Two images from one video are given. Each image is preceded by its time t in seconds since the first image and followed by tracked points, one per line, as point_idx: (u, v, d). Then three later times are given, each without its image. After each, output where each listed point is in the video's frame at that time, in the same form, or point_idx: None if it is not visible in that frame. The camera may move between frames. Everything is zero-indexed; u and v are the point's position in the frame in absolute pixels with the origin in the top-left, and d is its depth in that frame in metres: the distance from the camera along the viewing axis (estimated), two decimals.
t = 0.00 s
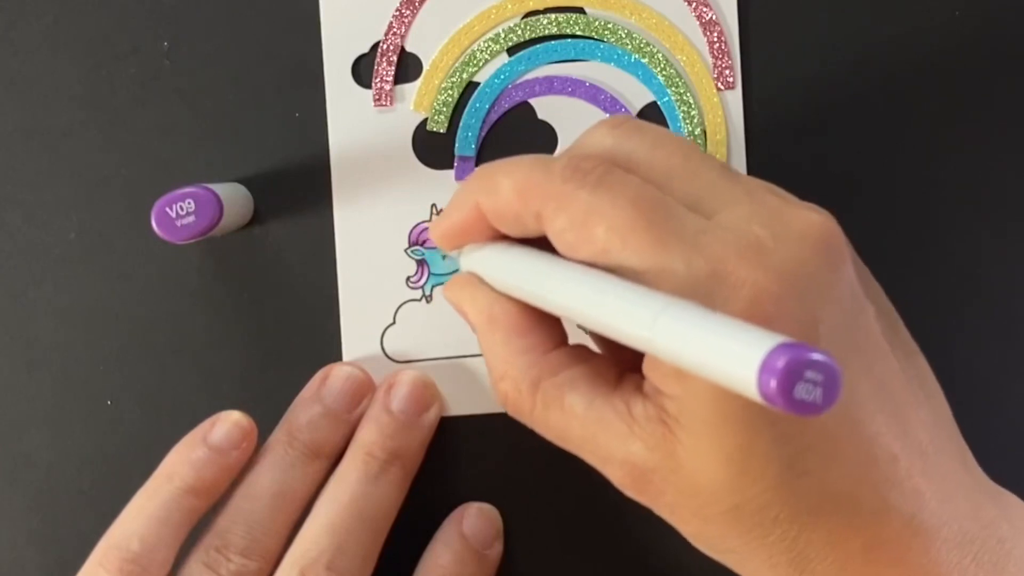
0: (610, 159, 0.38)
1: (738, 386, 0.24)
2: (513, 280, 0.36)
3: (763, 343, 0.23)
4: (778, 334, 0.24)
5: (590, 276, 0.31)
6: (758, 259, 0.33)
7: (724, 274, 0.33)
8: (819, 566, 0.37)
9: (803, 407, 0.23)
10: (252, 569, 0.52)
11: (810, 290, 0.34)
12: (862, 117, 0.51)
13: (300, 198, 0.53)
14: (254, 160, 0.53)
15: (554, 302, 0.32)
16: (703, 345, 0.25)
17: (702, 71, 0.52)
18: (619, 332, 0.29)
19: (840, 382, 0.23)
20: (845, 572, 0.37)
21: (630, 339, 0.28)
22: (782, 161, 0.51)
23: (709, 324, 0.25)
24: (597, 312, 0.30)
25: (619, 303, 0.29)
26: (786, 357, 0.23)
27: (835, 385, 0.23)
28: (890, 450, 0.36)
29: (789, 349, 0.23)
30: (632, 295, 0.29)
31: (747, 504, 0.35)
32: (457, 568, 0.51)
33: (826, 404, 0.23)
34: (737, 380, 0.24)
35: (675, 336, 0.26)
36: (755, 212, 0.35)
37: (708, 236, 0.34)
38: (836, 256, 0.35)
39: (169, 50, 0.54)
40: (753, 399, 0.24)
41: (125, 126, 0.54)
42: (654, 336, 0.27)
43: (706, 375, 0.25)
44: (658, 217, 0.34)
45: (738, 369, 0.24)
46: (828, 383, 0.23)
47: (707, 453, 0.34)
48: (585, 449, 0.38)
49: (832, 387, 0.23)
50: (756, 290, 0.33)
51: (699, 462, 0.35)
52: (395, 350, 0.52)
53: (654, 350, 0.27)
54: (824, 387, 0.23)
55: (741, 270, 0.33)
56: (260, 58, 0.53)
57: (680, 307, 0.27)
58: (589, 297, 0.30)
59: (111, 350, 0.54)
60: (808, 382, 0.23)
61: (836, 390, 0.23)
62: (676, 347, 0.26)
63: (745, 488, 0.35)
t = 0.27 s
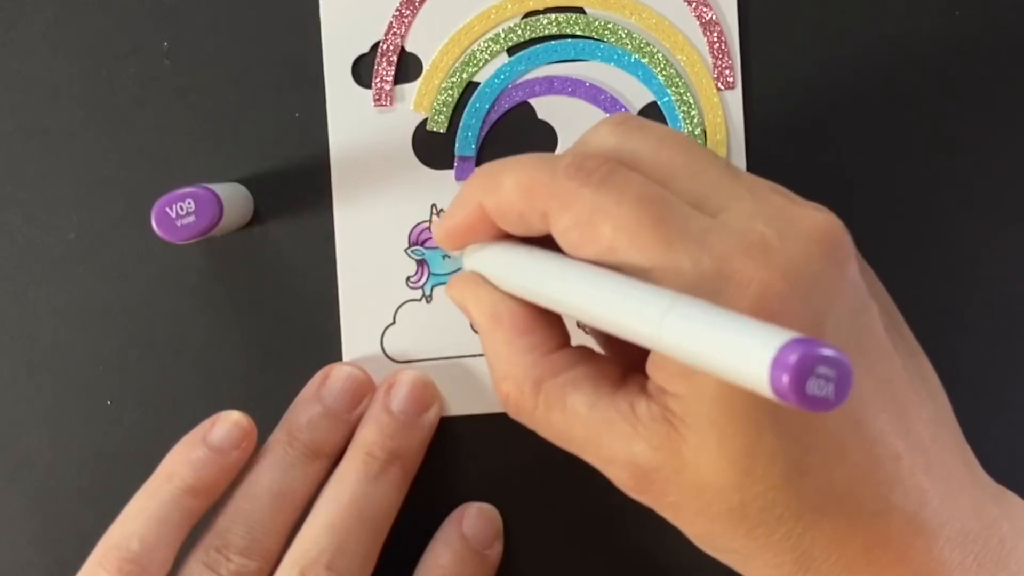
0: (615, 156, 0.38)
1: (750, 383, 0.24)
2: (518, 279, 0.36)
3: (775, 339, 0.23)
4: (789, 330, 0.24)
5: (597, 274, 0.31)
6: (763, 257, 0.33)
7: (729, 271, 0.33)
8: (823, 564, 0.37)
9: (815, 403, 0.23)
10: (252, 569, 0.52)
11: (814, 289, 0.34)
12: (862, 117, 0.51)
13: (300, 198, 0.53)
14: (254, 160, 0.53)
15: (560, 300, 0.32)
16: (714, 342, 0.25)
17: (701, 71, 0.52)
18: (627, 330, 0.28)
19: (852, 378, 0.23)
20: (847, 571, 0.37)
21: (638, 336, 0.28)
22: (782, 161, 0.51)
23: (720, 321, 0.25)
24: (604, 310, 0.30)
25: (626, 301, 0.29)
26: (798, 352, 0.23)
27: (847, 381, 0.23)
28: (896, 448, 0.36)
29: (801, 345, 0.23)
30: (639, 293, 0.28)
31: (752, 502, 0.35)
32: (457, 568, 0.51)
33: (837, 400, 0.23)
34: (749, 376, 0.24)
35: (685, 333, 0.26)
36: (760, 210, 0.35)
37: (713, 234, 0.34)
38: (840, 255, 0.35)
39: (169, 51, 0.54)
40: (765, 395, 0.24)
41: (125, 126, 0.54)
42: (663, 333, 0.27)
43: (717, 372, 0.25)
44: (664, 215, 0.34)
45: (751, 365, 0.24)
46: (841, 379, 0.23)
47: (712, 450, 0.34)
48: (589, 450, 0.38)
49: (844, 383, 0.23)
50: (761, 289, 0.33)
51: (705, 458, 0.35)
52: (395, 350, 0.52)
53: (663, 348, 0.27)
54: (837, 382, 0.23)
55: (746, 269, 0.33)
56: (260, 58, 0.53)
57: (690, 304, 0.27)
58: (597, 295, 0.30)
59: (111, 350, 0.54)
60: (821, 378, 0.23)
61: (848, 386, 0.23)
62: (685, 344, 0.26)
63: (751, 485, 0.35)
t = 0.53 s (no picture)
0: (607, 153, 0.38)
1: (735, 382, 0.24)
2: (510, 275, 0.36)
3: (759, 339, 0.23)
4: (775, 329, 0.24)
5: (587, 271, 0.31)
6: (752, 255, 0.33)
7: (716, 269, 0.33)
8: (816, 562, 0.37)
9: (799, 403, 0.23)
10: (253, 569, 0.52)
11: (810, 287, 0.34)
12: (862, 117, 0.51)
13: (300, 198, 0.53)
14: (254, 160, 0.53)
15: (551, 298, 0.32)
16: (699, 341, 0.25)
17: (702, 71, 0.52)
18: (616, 327, 0.28)
19: (836, 377, 0.23)
20: (844, 571, 0.37)
21: (626, 334, 0.28)
22: (782, 160, 0.51)
23: (705, 320, 0.25)
24: (594, 307, 0.30)
25: (615, 298, 0.29)
26: (782, 352, 0.23)
27: (831, 381, 0.23)
28: (888, 446, 0.36)
29: (784, 344, 0.23)
30: (628, 291, 0.28)
31: (740, 500, 0.35)
32: (457, 568, 0.51)
33: (821, 400, 0.23)
34: (734, 375, 0.24)
35: (672, 332, 0.26)
36: (753, 207, 0.35)
37: (701, 231, 0.34)
38: (832, 252, 0.35)
39: (169, 50, 0.54)
40: (750, 395, 0.24)
41: (125, 126, 0.54)
42: (650, 332, 0.27)
43: (703, 371, 0.25)
44: (654, 211, 0.34)
45: (735, 365, 0.24)
46: (824, 379, 0.23)
47: (699, 445, 0.34)
48: (584, 443, 0.38)
49: (828, 383, 0.23)
50: (749, 286, 0.33)
51: (692, 454, 0.35)
52: (396, 350, 0.52)
53: (650, 346, 0.27)
54: (820, 382, 0.23)
55: (735, 267, 0.33)
56: (260, 58, 0.53)
57: (677, 302, 0.27)
58: (587, 292, 0.30)
59: (111, 349, 0.54)
60: (804, 378, 0.23)
61: (833, 385, 0.23)
62: (672, 343, 0.26)
63: (741, 481, 0.35)
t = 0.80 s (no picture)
0: (611, 152, 0.38)
1: (740, 385, 0.24)
2: (514, 275, 0.36)
3: (765, 341, 0.23)
4: (780, 331, 0.24)
5: (592, 271, 0.31)
6: (756, 255, 0.33)
7: (719, 269, 0.33)
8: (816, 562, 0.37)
9: (804, 405, 0.23)
10: (253, 569, 0.52)
11: (810, 287, 0.34)
12: (862, 117, 0.51)
13: (300, 198, 0.53)
14: (254, 160, 0.53)
15: (555, 297, 0.32)
16: (705, 343, 0.25)
17: (701, 71, 0.52)
18: (620, 328, 0.28)
19: (842, 380, 0.23)
20: (844, 571, 0.37)
21: (631, 335, 0.28)
22: (782, 160, 0.51)
23: (711, 322, 0.25)
24: (598, 307, 0.29)
25: (620, 298, 0.29)
26: (787, 355, 0.23)
27: (836, 384, 0.23)
28: (891, 447, 0.36)
29: (790, 347, 0.23)
30: (633, 291, 0.28)
31: (742, 500, 0.35)
32: (458, 568, 0.51)
33: (826, 403, 0.23)
34: (739, 378, 0.24)
35: (677, 333, 0.26)
36: (755, 209, 0.35)
37: (706, 232, 0.34)
38: (835, 254, 0.35)
39: (169, 51, 0.54)
40: (755, 397, 0.24)
41: (125, 126, 0.54)
42: (656, 333, 0.27)
43: (708, 373, 0.25)
44: (657, 212, 0.34)
45: (741, 367, 0.23)
46: (829, 382, 0.23)
47: (700, 444, 0.34)
48: (585, 443, 0.38)
49: (833, 385, 0.23)
50: (753, 287, 0.33)
51: (697, 454, 0.35)
52: (395, 350, 0.52)
53: (655, 347, 0.27)
54: (826, 384, 0.23)
55: (739, 267, 0.33)
56: (260, 58, 0.53)
57: (682, 303, 0.26)
58: (591, 292, 0.30)
59: (111, 349, 0.54)
60: (810, 380, 0.23)
61: (838, 388, 0.23)
62: (677, 344, 0.26)
63: (744, 481, 0.35)
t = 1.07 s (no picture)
0: (622, 144, 0.38)
1: (753, 372, 0.24)
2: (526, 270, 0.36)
3: (777, 328, 0.24)
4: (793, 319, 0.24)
5: (603, 263, 0.31)
6: (769, 247, 0.33)
7: (735, 260, 0.33)
8: (818, 559, 0.37)
9: (816, 391, 0.23)
10: (252, 569, 0.52)
11: (819, 282, 0.34)
12: (862, 117, 0.51)
13: (300, 198, 0.53)
14: (254, 160, 0.53)
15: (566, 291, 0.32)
16: (716, 331, 0.25)
17: (701, 71, 0.52)
18: (632, 319, 0.28)
19: (854, 367, 0.23)
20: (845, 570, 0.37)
21: (643, 326, 0.28)
22: (782, 160, 0.51)
23: (723, 311, 0.25)
24: (609, 300, 0.30)
25: (632, 290, 0.29)
26: (799, 340, 0.23)
27: (849, 370, 0.23)
28: (898, 444, 0.36)
29: (802, 333, 0.23)
30: (644, 283, 0.28)
31: (750, 495, 0.35)
32: (457, 568, 0.51)
33: (839, 389, 0.23)
34: (751, 364, 0.24)
35: (688, 323, 0.26)
36: (767, 201, 0.35)
37: (719, 223, 0.34)
38: (848, 248, 0.35)
39: (169, 51, 0.54)
40: (767, 385, 0.24)
41: (125, 126, 0.54)
42: (668, 323, 0.27)
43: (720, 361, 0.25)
44: (669, 206, 0.34)
45: (753, 355, 0.24)
46: (843, 369, 0.23)
47: (709, 437, 0.34)
48: (589, 440, 0.38)
49: (846, 372, 0.23)
50: (767, 278, 0.33)
51: (704, 449, 0.35)
52: (395, 350, 0.52)
53: (666, 337, 0.27)
54: (838, 370, 0.23)
55: (752, 260, 0.33)
56: (261, 58, 0.53)
57: (694, 293, 0.27)
58: (602, 285, 0.30)
59: (111, 349, 0.54)
60: (823, 367, 0.23)
61: (850, 375, 0.23)
62: (689, 334, 0.26)
63: (751, 476, 0.35)
